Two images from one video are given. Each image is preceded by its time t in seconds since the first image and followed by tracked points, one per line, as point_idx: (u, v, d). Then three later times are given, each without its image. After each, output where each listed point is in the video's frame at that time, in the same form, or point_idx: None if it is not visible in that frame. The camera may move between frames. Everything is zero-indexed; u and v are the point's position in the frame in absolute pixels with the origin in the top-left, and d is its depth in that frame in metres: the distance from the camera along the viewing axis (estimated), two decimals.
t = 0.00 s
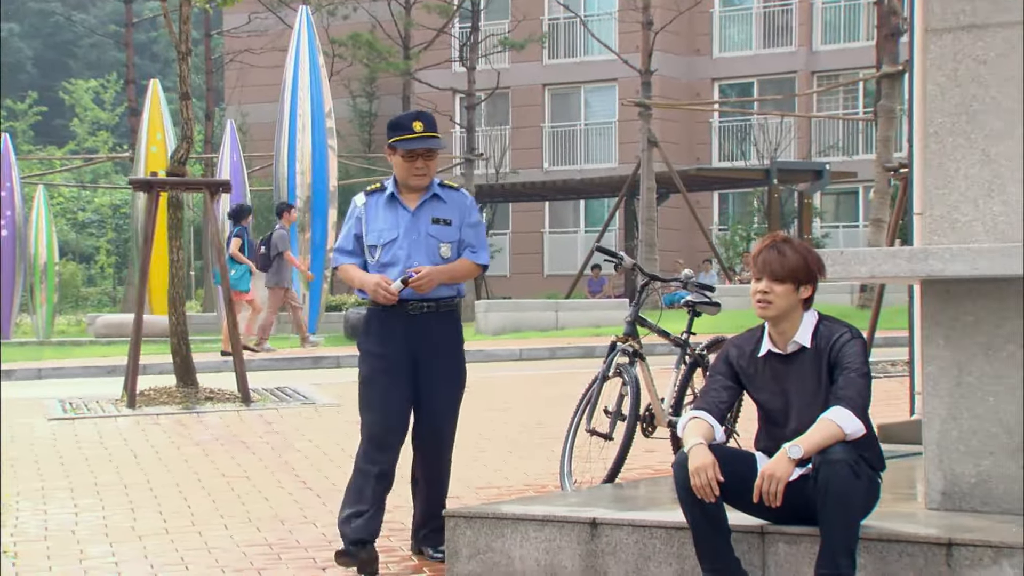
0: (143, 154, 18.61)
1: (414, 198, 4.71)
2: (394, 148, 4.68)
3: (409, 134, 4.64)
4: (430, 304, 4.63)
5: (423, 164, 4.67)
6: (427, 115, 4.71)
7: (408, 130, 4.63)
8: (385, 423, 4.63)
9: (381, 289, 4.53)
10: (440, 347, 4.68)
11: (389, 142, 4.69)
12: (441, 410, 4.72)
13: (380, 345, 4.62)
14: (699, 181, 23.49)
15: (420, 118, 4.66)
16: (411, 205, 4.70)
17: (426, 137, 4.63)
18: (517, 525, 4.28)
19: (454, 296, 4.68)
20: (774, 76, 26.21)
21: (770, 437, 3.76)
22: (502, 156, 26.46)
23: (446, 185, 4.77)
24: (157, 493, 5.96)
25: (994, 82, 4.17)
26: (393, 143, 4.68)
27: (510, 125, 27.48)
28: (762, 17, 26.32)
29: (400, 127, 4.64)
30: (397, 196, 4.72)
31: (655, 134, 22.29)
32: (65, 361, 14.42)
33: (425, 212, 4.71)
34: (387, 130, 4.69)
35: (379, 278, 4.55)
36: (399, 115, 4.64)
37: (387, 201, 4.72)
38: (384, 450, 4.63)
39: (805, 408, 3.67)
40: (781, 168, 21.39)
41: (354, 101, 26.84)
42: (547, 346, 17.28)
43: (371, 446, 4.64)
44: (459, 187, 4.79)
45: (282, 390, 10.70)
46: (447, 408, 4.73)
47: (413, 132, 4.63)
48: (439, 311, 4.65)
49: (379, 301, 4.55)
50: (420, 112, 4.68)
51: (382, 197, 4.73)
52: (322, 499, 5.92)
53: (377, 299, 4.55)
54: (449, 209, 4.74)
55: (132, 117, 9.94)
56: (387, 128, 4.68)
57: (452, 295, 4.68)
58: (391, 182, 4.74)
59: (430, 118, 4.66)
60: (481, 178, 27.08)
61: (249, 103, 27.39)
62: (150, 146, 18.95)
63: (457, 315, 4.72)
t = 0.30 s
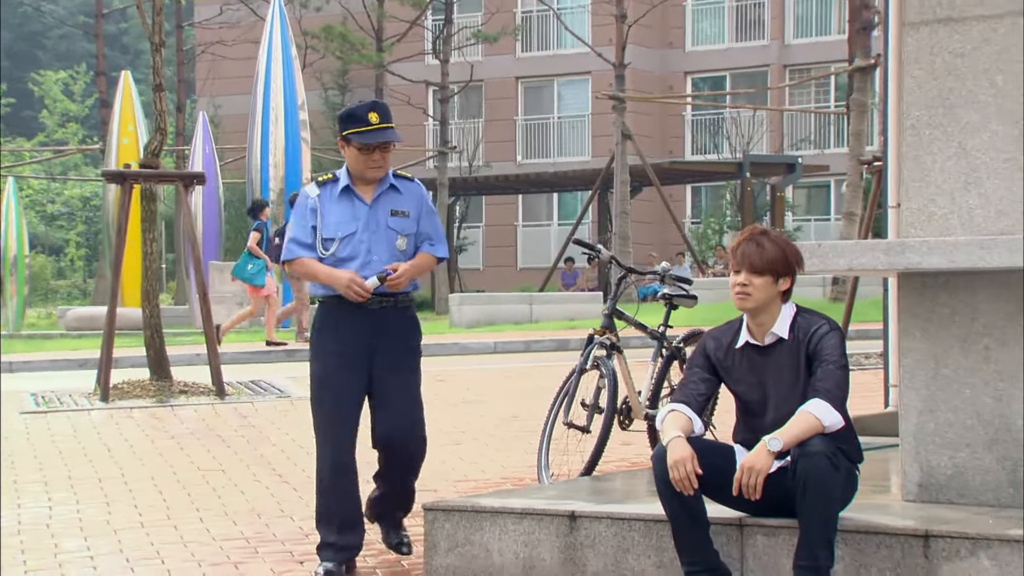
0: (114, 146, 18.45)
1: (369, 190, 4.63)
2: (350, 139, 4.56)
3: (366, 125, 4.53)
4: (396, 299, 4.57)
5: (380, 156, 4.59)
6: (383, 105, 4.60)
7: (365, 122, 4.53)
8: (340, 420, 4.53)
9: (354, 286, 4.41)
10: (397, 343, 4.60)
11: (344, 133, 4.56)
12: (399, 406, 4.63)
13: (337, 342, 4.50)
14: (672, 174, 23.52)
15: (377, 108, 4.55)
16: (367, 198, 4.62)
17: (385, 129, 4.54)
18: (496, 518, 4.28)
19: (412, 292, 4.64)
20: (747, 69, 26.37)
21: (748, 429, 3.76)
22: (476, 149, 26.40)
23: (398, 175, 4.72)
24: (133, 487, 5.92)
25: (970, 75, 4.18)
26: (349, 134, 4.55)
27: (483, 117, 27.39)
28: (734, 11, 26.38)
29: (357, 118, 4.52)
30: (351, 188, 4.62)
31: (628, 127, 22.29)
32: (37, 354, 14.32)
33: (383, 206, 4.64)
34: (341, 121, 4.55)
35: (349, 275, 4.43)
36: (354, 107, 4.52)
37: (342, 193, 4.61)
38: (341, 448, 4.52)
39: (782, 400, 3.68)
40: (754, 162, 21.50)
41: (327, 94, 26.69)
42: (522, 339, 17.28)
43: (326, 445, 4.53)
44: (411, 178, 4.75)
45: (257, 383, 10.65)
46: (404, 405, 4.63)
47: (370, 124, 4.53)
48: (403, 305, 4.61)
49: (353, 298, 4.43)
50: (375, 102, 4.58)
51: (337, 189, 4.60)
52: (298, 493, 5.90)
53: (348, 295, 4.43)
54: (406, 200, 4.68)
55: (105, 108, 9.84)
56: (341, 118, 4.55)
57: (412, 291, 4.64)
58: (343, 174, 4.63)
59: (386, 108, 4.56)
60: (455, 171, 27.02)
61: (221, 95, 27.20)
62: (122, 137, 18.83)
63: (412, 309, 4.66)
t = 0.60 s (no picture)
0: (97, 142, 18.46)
1: (364, 186, 4.44)
2: (350, 133, 4.36)
3: (370, 120, 4.33)
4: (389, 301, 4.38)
5: (380, 152, 4.39)
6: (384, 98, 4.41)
7: (369, 116, 4.33)
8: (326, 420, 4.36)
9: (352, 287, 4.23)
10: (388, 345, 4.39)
11: (344, 126, 4.37)
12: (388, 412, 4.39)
13: (324, 339, 4.32)
14: (655, 169, 23.46)
15: (379, 102, 4.36)
16: (362, 194, 4.43)
17: (388, 125, 4.35)
18: (485, 514, 4.27)
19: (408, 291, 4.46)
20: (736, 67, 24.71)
21: (737, 425, 3.76)
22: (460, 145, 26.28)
23: (393, 172, 4.53)
24: (118, 484, 5.88)
25: (959, 71, 4.18)
26: (349, 128, 4.36)
27: (466, 113, 27.27)
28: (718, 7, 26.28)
29: (360, 112, 4.33)
30: (346, 184, 4.42)
31: (612, 123, 22.20)
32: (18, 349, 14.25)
33: (378, 202, 4.45)
34: (341, 112, 4.35)
35: (347, 275, 4.24)
36: (357, 100, 4.33)
37: (337, 187, 4.41)
38: (325, 448, 4.36)
39: (771, 396, 3.68)
40: (737, 158, 21.55)
41: (309, 89, 26.54)
42: (506, 335, 17.26)
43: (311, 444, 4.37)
44: (404, 176, 4.57)
45: (242, 379, 10.62)
46: (395, 411, 4.40)
47: (374, 119, 4.33)
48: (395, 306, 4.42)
49: (350, 298, 4.25)
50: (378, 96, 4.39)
51: (332, 182, 4.41)
52: (285, 490, 5.87)
53: (347, 296, 4.26)
54: (400, 198, 4.50)
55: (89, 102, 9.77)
56: (342, 110, 4.35)
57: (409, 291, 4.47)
58: (338, 168, 4.44)
59: (389, 102, 4.37)
60: (438, 167, 26.88)
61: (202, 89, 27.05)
62: (104, 132, 18.78)
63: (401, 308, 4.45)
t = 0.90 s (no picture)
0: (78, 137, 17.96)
1: (392, 187, 4.30)
2: (384, 132, 4.22)
3: (405, 120, 4.20)
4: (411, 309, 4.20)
5: (413, 154, 4.26)
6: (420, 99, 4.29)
7: (403, 116, 4.20)
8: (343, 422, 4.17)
9: (378, 293, 4.06)
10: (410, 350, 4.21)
11: (377, 124, 4.22)
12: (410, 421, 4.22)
13: (343, 338, 4.13)
14: (638, 166, 23.41)
15: (415, 102, 4.23)
16: (390, 194, 4.28)
17: (423, 126, 4.22)
18: (473, 511, 4.26)
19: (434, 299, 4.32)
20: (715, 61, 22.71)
21: (725, 422, 3.76)
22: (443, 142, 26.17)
23: (419, 174, 4.40)
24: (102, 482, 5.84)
25: (947, 68, 4.19)
26: (383, 127, 4.21)
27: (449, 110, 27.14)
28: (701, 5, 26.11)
29: (396, 112, 4.20)
30: (375, 183, 4.28)
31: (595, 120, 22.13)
32: None
33: (404, 204, 4.30)
34: (376, 109, 4.21)
35: (373, 281, 4.07)
36: (395, 98, 4.19)
37: (364, 185, 4.26)
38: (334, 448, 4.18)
39: (761, 394, 3.68)
40: (720, 155, 21.61)
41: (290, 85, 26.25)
42: (491, 332, 17.25)
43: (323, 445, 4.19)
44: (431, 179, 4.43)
45: (227, 376, 10.57)
46: (413, 421, 4.23)
47: (408, 119, 4.20)
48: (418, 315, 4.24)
49: (371, 305, 4.08)
50: (414, 97, 4.26)
51: (360, 180, 4.25)
52: (271, 487, 5.84)
53: (367, 303, 4.08)
54: (427, 202, 4.36)
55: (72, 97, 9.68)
56: (377, 107, 4.21)
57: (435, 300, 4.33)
58: (366, 166, 4.29)
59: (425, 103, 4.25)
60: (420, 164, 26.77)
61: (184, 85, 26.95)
62: (85, 128, 18.43)
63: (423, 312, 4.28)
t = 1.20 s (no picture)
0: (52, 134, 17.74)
1: (412, 178, 4.16)
2: (401, 123, 4.06)
3: (422, 111, 4.05)
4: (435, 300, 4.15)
5: (430, 143, 4.12)
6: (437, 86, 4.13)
7: (421, 107, 4.05)
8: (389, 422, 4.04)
9: (408, 292, 3.97)
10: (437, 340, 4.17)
11: (394, 115, 4.07)
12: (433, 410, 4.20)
13: (381, 333, 4.03)
14: (617, 161, 23.36)
15: (433, 91, 4.08)
16: (409, 186, 4.15)
17: (441, 116, 4.08)
18: (456, 508, 4.25)
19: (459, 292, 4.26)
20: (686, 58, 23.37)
21: (709, 417, 3.76)
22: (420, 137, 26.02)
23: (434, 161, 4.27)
24: (82, 478, 5.77)
25: (929, 64, 4.19)
26: (400, 118, 4.06)
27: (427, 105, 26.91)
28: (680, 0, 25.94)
29: (413, 102, 4.04)
30: (395, 176, 4.13)
31: (574, 115, 22.05)
32: None
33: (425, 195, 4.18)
34: (392, 101, 4.04)
35: (401, 280, 3.97)
36: (412, 89, 4.03)
37: (385, 178, 4.11)
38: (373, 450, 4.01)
39: (745, 391, 3.68)
40: (698, 152, 21.62)
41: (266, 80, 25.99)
42: (469, 327, 17.22)
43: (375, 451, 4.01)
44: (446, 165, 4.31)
45: (206, 372, 10.51)
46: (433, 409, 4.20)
47: (426, 110, 4.06)
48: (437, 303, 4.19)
49: (400, 302, 3.99)
50: (430, 86, 4.10)
51: (380, 173, 4.10)
52: (252, 483, 5.81)
53: (396, 301, 3.99)
54: (445, 190, 4.25)
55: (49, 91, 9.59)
56: (394, 98, 4.04)
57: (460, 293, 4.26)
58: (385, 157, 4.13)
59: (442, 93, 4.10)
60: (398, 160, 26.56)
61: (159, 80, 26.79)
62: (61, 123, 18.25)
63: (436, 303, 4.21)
